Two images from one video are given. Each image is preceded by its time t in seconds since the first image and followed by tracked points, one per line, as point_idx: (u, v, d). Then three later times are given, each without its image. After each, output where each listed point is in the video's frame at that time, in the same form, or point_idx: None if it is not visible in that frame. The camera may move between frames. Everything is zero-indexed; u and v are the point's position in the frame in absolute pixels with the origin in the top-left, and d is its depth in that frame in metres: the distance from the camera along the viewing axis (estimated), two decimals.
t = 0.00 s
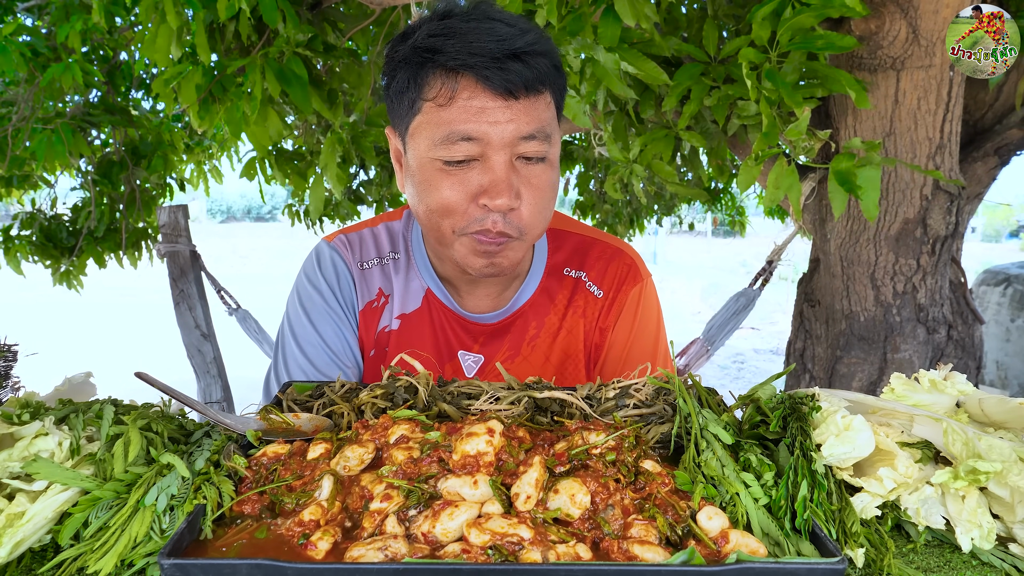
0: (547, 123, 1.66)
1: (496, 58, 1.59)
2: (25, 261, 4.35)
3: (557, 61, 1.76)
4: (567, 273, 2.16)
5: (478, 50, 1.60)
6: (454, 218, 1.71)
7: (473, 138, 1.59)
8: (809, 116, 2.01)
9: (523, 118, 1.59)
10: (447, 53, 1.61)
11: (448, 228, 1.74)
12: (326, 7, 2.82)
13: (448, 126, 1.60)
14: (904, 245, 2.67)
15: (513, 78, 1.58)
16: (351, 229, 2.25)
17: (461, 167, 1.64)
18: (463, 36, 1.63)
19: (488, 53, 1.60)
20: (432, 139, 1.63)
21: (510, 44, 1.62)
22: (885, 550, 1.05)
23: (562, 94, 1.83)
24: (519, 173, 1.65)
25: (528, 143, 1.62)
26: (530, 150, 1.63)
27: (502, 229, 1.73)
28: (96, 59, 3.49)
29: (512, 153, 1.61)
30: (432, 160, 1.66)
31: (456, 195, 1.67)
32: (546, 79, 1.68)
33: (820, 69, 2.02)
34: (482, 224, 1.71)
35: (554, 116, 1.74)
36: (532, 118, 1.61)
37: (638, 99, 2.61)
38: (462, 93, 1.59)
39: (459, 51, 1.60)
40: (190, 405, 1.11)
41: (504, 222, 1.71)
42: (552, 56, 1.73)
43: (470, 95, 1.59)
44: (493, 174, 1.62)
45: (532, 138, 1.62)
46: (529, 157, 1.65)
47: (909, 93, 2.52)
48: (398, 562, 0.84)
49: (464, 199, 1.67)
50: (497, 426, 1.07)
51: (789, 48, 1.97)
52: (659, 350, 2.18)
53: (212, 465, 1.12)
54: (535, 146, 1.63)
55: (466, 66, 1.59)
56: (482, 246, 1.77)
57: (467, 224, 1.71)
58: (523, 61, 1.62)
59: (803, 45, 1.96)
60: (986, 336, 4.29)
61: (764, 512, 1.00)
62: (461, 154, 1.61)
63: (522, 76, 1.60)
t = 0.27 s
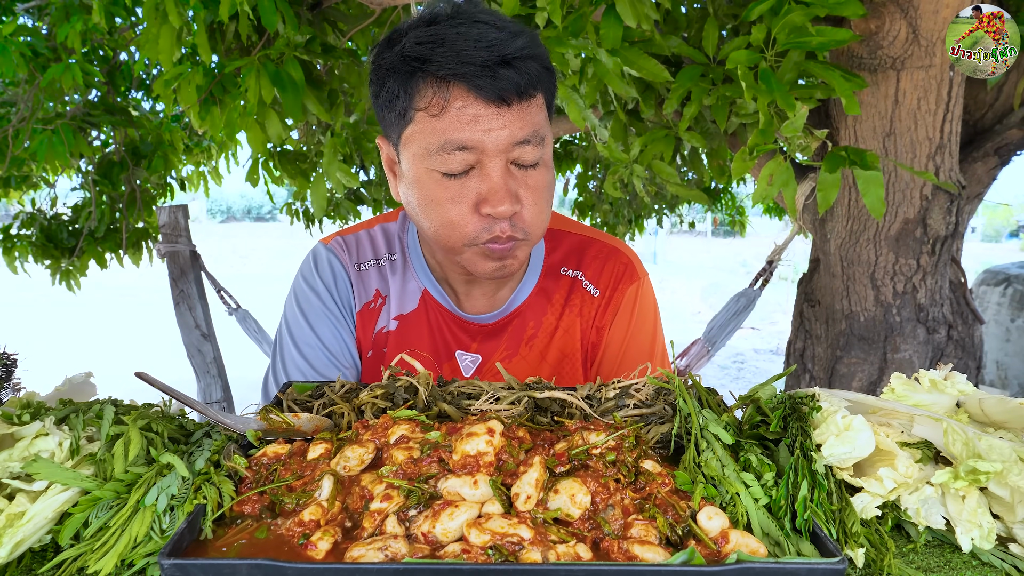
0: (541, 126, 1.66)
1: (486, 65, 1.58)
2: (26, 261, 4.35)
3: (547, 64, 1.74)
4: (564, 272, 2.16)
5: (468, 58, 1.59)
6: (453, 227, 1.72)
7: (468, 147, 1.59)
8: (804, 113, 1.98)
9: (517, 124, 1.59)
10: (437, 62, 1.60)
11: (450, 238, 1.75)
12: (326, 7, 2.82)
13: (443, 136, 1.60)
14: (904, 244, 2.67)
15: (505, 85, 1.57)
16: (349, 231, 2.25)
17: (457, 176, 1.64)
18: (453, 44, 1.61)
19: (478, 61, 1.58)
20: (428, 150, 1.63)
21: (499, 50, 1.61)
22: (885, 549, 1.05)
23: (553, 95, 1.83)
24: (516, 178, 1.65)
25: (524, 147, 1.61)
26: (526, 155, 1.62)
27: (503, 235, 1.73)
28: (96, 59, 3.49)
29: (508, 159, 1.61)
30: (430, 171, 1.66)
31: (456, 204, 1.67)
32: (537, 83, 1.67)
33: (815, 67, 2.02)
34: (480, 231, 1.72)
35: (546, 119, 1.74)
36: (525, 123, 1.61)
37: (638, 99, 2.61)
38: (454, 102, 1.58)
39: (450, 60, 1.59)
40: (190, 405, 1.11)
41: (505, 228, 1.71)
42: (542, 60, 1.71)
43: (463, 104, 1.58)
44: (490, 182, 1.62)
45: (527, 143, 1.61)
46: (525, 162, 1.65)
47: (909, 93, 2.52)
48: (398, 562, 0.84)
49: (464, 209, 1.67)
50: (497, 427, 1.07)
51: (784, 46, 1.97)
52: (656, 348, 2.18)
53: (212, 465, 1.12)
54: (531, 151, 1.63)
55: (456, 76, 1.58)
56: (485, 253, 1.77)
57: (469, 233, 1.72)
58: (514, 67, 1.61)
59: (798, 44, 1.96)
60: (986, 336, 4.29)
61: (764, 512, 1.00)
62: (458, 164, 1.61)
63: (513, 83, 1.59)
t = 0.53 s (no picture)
0: (532, 129, 1.65)
1: (481, 68, 1.59)
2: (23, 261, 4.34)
3: (544, 69, 1.74)
4: (562, 272, 2.16)
5: (462, 58, 1.60)
6: (443, 228, 1.72)
7: (458, 147, 1.59)
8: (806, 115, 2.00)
9: (508, 126, 1.58)
10: (432, 62, 1.61)
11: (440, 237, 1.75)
12: (326, 7, 2.83)
13: (434, 135, 1.60)
14: (904, 245, 2.67)
15: (496, 86, 1.58)
16: (345, 234, 2.26)
17: (447, 175, 1.64)
18: (448, 44, 1.62)
19: (472, 63, 1.59)
20: (419, 149, 1.63)
21: (494, 54, 1.61)
22: (885, 549, 1.05)
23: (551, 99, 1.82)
24: (506, 181, 1.64)
25: (515, 150, 1.60)
26: (517, 157, 1.61)
27: (493, 236, 1.72)
28: (95, 59, 3.49)
29: (498, 161, 1.60)
30: (421, 170, 1.66)
31: (447, 204, 1.67)
32: (532, 88, 1.67)
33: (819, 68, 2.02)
34: (469, 232, 1.71)
35: (542, 121, 1.73)
36: (517, 126, 1.60)
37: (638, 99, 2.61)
38: (446, 101, 1.59)
39: (445, 60, 1.60)
40: (190, 405, 1.11)
41: (493, 230, 1.70)
42: (540, 64, 1.72)
43: (455, 103, 1.58)
44: (480, 183, 1.62)
45: (517, 146, 1.61)
46: (516, 165, 1.64)
47: (909, 93, 2.52)
48: (398, 562, 0.84)
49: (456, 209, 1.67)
50: (497, 427, 1.07)
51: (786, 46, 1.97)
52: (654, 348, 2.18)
53: (212, 464, 1.12)
54: (522, 153, 1.62)
55: (449, 75, 1.59)
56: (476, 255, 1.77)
57: (459, 233, 1.71)
58: (508, 70, 1.61)
59: (800, 44, 1.96)
60: (986, 336, 4.29)
61: (764, 512, 1.00)
62: (449, 164, 1.61)
63: (505, 86, 1.59)
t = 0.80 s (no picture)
0: (540, 108, 1.69)
1: (491, 45, 1.62)
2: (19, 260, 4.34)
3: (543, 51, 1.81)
4: (558, 269, 2.16)
5: (471, 38, 1.62)
6: (453, 208, 1.68)
7: (472, 123, 1.60)
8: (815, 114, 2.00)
9: (520, 102, 1.61)
10: (440, 43, 1.62)
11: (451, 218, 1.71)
12: (326, 7, 2.83)
13: (448, 113, 1.60)
14: (904, 244, 2.67)
15: (510, 63, 1.61)
16: (342, 235, 2.25)
17: (459, 153, 1.63)
18: (454, 26, 1.64)
19: (482, 41, 1.62)
20: (431, 128, 1.63)
21: (501, 32, 1.66)
22: (885, 549, 1.05)
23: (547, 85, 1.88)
24: (519, 158, 1.65)
25: (527, 126, 1.63)
26: (529, 133, 1.64)
27: (505, 215, 1.70)
28: (95, 59, 3.49)
29: (511, 138, 1.62)
30: (432, 150, 1.65)
31: (458, 183, 1.65)
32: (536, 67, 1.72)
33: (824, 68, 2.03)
34: (481, 211, 1.68)
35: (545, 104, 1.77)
36: (529, 102, 1.64)
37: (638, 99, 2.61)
38: (459, 81, 1.60)
39: (454, 41, 1.62)
40: (190, 405, 1.11)
41: (507, 208, 1.68)
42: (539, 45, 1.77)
43: (468, 82, 1.60)
44: (494, 159, 1.62)
45: (529, 122, 1.63)
46: (527, 142, 1.66)
47: (909, 93, 2.52)
48: (398, 562, 0.84)
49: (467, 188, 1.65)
50: (497, 427, 1.07)
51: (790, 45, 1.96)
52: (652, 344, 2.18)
53: (212, 465, 1.12)
54: (533, 130, 1.65)
55: (462, 54, 1.61)
56: (487, 235, 1.73)
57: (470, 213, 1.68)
58: (515, 48, 1.66)
59: (803, 44, 1.96)
60: (986, 336, 4.28)
61: (764, 512, 1.00)
62: (462, 141, 1.60)
63: (516, 63, 1.63)
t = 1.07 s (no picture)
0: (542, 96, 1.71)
1: (494, 33, 1.66)
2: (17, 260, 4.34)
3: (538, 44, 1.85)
4: (555, 267, 2.16)
5: (475, 26, 1.65)
6: (464, 194, 1.66)
7: (480, 109, 1.60)
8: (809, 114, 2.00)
9: (524, 88, 1.63)
10: (445, 31, 1.64)
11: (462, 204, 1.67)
12: (326, 7, 2.83)
13: (456, 98, 1.61)
14: (904, 244, 2.67)
15: (513, 49, 1.66)
16: (341, 235, 2.25)
17: (467, 139, 1.63)
18: (457, 17, 1.67)
19: (486, 29, 1.65)
20: (438, 115, 1.63)
21: (503, 22, 1.69)
22: (885, 549, 1.05)
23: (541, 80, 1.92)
24: (525, 143, 1.66)
25: (531, 112, 1.64)
26: (534, 119, 1.65)
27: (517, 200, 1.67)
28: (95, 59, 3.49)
29: (516, 123, 1.63)
30: (440, 137, 1.64)
31: (468, 169, 1.63)
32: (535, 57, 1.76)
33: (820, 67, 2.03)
34: (493, 195, 1.65)
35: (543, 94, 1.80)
36: (532, 89, 1.66)
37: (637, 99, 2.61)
38: (466, 68, 1.62)
39: (459, 30, 1.64)
40: (190, 405, 1.11)
41: (519, 191, 1.65)
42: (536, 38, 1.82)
43: (474, 69, 1.62)
44: (502, 143, 1.61)
45: (533, 108, 1.65)
46: (532, 129, 1.67)
47: (909, 93, 2.52)
48: (398, 562, 0.84)
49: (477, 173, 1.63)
50: (497, 427, 1.07)
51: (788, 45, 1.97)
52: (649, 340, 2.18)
53: (212, 465, 1.12)
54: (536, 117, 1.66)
55: (469, 41, 1.63)
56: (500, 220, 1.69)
57: (482, 198, 1.65)
58: (517, 36, 1.70)
59: (801, 43, 1.96)
60: (986, 336, 4.28)
61: (764, 512, 1.00)
62: (471, 125, 1.61)
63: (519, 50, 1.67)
